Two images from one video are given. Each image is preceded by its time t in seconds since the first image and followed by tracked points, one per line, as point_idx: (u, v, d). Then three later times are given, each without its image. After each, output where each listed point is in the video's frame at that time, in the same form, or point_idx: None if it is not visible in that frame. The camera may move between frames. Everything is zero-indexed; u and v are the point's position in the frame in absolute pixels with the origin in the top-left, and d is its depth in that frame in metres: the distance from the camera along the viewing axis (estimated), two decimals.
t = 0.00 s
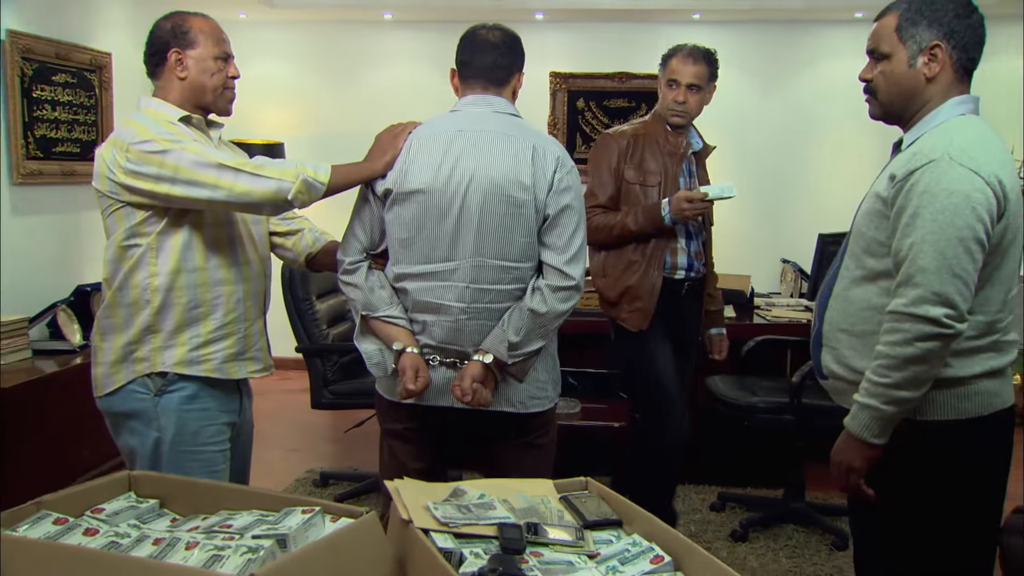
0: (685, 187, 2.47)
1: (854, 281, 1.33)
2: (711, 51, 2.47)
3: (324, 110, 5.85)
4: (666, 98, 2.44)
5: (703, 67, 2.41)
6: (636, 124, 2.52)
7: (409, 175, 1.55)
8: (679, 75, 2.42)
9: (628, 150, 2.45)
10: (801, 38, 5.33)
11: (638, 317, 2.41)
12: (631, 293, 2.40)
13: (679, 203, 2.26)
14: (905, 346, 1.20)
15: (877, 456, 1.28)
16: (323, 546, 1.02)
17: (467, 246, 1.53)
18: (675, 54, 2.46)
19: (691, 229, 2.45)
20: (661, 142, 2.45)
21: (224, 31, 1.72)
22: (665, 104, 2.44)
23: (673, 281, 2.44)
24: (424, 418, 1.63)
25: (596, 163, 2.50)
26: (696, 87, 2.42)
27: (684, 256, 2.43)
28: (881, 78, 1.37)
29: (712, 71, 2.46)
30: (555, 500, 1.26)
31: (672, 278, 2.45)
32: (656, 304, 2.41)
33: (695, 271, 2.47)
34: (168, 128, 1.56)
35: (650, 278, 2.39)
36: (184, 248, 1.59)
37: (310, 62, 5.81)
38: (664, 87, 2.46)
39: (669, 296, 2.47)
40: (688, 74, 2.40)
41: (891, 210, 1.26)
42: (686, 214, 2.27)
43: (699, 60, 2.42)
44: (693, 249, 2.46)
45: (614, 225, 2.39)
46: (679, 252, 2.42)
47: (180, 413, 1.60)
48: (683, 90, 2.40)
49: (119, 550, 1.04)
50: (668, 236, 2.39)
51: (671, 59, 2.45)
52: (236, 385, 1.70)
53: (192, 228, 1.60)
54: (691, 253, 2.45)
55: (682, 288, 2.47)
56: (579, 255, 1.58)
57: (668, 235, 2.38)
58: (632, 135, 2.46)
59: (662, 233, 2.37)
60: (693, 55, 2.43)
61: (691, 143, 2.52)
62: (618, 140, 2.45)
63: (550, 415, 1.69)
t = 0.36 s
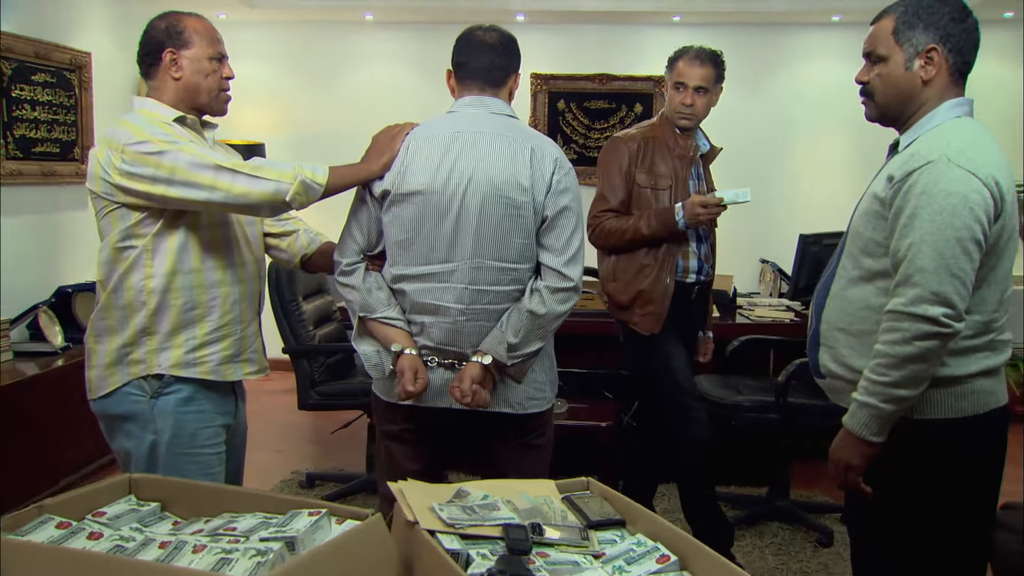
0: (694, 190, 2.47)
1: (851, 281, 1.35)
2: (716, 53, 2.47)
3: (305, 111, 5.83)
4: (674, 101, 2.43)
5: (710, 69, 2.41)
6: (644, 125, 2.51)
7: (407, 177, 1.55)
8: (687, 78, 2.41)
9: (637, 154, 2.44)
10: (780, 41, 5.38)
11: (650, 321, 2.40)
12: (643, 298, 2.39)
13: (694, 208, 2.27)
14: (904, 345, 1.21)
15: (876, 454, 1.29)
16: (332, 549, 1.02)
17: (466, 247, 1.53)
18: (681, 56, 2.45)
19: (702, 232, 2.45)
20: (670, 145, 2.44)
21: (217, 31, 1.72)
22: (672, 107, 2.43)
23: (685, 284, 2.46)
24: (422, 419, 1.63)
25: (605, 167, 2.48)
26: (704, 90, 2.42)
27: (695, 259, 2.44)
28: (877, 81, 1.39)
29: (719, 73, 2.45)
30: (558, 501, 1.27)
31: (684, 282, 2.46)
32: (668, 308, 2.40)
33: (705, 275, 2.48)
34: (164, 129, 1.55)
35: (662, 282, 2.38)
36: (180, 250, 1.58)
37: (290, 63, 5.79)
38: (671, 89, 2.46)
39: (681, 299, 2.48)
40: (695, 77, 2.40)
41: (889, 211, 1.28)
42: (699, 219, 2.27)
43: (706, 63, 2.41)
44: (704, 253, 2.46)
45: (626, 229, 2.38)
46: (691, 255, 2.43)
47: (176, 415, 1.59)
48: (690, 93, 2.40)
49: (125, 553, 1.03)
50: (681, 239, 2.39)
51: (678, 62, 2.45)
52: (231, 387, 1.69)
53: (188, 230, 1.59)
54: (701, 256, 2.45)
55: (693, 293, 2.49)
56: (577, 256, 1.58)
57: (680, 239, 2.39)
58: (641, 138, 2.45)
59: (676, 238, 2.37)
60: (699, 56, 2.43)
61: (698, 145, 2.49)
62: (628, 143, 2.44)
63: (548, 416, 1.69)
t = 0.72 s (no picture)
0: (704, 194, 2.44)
1: (849, 282, 1.38)
2: (716, 54, 2.48)
3: (283, 112, 5.81)
4: (676, 104, 2.44)
5: (710, 69, 2.42)
6: (651, 132, 2.51)
7: (403, 178, 1.54)
8: (687, 81, 2.42)
9: (643, 160, 2.44)
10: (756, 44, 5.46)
11: (664, 329, 2.40)
12: (656, 305, 2.39)
13: (700, 214, 2.23)
14: (902, 346, 1.24)
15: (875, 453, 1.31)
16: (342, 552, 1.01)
17: (463, 249, 1.53)
18: (680, 60, 2.47)
19: (713, 238, 2.42)
20: (677, 149, 2.43)
21: (209, 31, 1.70)
22: (675, 111, 2.44)
23: (696, 292, 2.42)
24: (418, 420, 1.63)
25: (613, 177, 2.49)
26: (705, 91, 2.42)
27: (707, 265, 2.42)
28: (874, 83, 1.41)
29: (720, 71, 2.47)
30: (561, 501, 1.27)
31: (694, 289, 2.42)
32: (681, 315, 2.39)
33: (717, 282, 2.44)
34: (158, 129, 1.54)
35: (674, 288, 2.37)
36: (175, 251, 1.57)
37: (268, 63, 5.76)
38: (674, 93, 2.46)
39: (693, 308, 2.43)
40: (694, 78, 2.41)
41: (886, 213, 1.31)
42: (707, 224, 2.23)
43: (705, 62, 2.43)
44: (716, 258, 2.43)
45: (636, 237, 2.36)
46: (702, 261, 2.41)
47: (171, 418, 1.58)
48: (692, 94, 2.41)
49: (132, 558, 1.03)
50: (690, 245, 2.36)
51: (676, 66, 2.46)
52: (225, 389, 1.68)
53: (182, 231, 1.58)
54: (714, 262, 2.43)
55: (706, 300, 2.44)
56: (574, 258, 1.58)
57: (689, 245, 2.35)
58: (646, 145, 2.45)
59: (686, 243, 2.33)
60: (697, 58, 2.44)
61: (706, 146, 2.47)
62: (632, 151, 2.44)
63: (544, 416, 1.70)
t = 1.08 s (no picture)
0: (712, 198, 2.47)
1: (849, 282, 1.42)
2: (722, 52, 2.46)
3: (265, 113, 5.82)
4: (682, 107, 2.44)
5: (716, 69, 2.40)
6: (658, 134, 2.52)
7: (404, 179, 1.54)
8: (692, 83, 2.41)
9: (649, 165, 2.45)
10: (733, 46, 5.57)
11: (670, 335, 2.42)
12: (662, 312, 2.41)
13: (703, 223, 2.23)
14: (905, 346, 1.28)
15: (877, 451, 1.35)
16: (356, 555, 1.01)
17: (464, 250, 1.53)
18: (685, 60, 2.45)
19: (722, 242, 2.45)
20: (683, 153, 2.45)
21: (206, 30, 1.69)
22: (682, 113, 2.44)
23: (706, 295, 2.44)
24: (418, 421, 1.63)
25: (619, 182, 2.50)
26: (711, 92, 2.41)
27: (716, 269, 2.45)
28: (873, 86, 1.43)
29: (727, 72, 2.44)
30: (567, 501, 1.28)
31: (704, 291, 2.44)
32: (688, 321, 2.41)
33: (727, 286, 2.49)
34: (157, 130, 1.53)
35: (681, 293, 2.39)
36: (174, 252, 1.56)
37: (250, 65, 5.79)
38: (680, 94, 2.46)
39: (698, 310, 2.44)
40: (699, 81, 2.39)
41: (887, 215, 1.34)
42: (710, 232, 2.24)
43: (711, 64, 2.40)
44: (725, 262, 2.47)
45: (640, 244, 2.39)
46: (711, 265, 2.44)
47: (171, 420, 1.57)
48: (697, 97, 2.40)
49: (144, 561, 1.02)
50: (697, 250, 2.37)
51: (682, 67, 2.45)
52: (224, 390, 1.67)
53: (181, 232, 1.57)
54: (723, 266, 2.46)
55: (716, 304, 2.47)
56: (575, 258, 1.59)
57: (695, 253, 2.37)
58: (652, 150, 2.46)
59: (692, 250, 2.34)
60: (703, 59, 2.42)
61: (715, 146, 2.49)
62: (638, 156, 2.45)
63: (544, 416, 1.70)
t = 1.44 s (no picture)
0: (703, 201, 2.47)
1: (844, 283, 1.47)
2: (712, 57, 2.48)
3: (241, 113, 5.81)
4: (672, 112, 2.47)
5: (705, 73, 2.42)
6: (650, 138, 2.56)
7: (401, 180, 1.54)
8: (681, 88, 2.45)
9: (636, 168, 2.48)
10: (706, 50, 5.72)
11: (657, 338, 2.45)
12: (647, 315, 2.44)
13: (679, 229, 2.28)
14: (901, 344, 1.31)
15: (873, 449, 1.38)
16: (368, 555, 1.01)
17: (461, 251, 1.54)
18: (676, 65, 2.49)
19: (712, 244, 2.44)
20: (670, 157, 2.48)
21: (199, 30, 1.68)
22: (672, 117, 2.47)
23: (695, 297, 2.45)
24: (415, 422, 1.64)
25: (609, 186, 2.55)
26: (699, 96, 2.43)
27: (705, 271, 2.45)
28: (866, 90, 1.50)
29: (717, 75, 2.46)
30: (569, 501, 1.29)
31: (692, 292, 2.46)
32: (673, 325, 2.44)
33: (721, 288, 2.48)
34: (152, 130, 1.52)
35: (665, 296, 2.41)
36: (169, 254, 1.55)
37: (225, 64, 5.77)
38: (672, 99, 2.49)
39: (687, 312, 2.46)
40: (687, 85, 2.42)
41: (883, 217, 1.38)
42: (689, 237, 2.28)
43: (700, 68, 2.43)
44: (716, 264, 2.46)
45: (625, 248, 2.43)
46: (699, 266, 2.45)
47: (166, 423, 1.57)
48: (685, 101, 2.43)
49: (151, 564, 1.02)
50: (682, 254, 2.39)
51: (672, 71, 2.48)
52: (217, 393, 1.66)
53: (176, 234, 1.56)
54: (713, 268, 2.46)
55: (707, 306, 2.47)
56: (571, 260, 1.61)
57: (679, 257, 2.39)
58: (640, 153, 2.50)
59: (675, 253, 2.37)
60: (693, 63, 2.45)
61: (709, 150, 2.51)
62: (625, 160, 2.49)
63: (539, 417, 1.71)
